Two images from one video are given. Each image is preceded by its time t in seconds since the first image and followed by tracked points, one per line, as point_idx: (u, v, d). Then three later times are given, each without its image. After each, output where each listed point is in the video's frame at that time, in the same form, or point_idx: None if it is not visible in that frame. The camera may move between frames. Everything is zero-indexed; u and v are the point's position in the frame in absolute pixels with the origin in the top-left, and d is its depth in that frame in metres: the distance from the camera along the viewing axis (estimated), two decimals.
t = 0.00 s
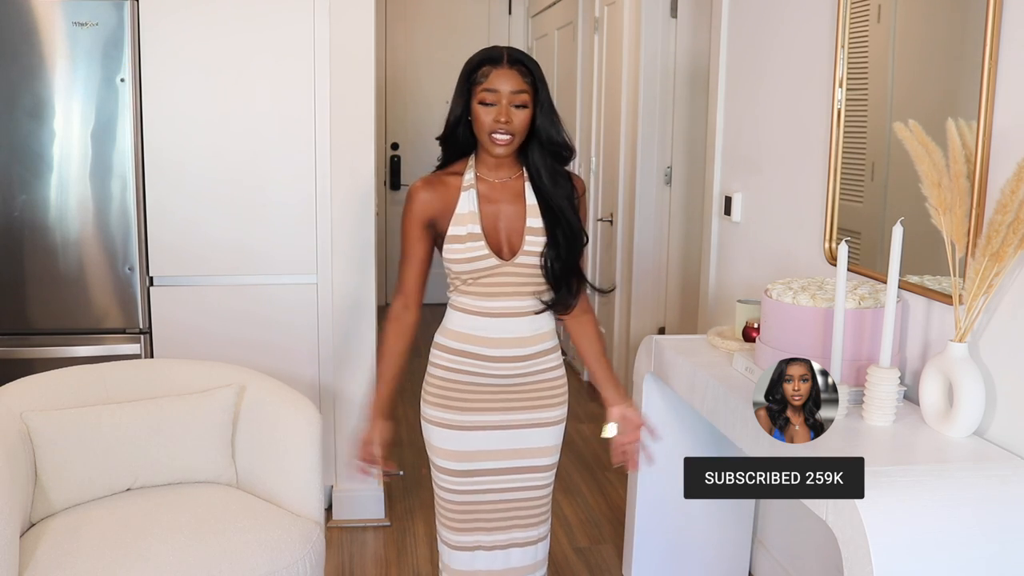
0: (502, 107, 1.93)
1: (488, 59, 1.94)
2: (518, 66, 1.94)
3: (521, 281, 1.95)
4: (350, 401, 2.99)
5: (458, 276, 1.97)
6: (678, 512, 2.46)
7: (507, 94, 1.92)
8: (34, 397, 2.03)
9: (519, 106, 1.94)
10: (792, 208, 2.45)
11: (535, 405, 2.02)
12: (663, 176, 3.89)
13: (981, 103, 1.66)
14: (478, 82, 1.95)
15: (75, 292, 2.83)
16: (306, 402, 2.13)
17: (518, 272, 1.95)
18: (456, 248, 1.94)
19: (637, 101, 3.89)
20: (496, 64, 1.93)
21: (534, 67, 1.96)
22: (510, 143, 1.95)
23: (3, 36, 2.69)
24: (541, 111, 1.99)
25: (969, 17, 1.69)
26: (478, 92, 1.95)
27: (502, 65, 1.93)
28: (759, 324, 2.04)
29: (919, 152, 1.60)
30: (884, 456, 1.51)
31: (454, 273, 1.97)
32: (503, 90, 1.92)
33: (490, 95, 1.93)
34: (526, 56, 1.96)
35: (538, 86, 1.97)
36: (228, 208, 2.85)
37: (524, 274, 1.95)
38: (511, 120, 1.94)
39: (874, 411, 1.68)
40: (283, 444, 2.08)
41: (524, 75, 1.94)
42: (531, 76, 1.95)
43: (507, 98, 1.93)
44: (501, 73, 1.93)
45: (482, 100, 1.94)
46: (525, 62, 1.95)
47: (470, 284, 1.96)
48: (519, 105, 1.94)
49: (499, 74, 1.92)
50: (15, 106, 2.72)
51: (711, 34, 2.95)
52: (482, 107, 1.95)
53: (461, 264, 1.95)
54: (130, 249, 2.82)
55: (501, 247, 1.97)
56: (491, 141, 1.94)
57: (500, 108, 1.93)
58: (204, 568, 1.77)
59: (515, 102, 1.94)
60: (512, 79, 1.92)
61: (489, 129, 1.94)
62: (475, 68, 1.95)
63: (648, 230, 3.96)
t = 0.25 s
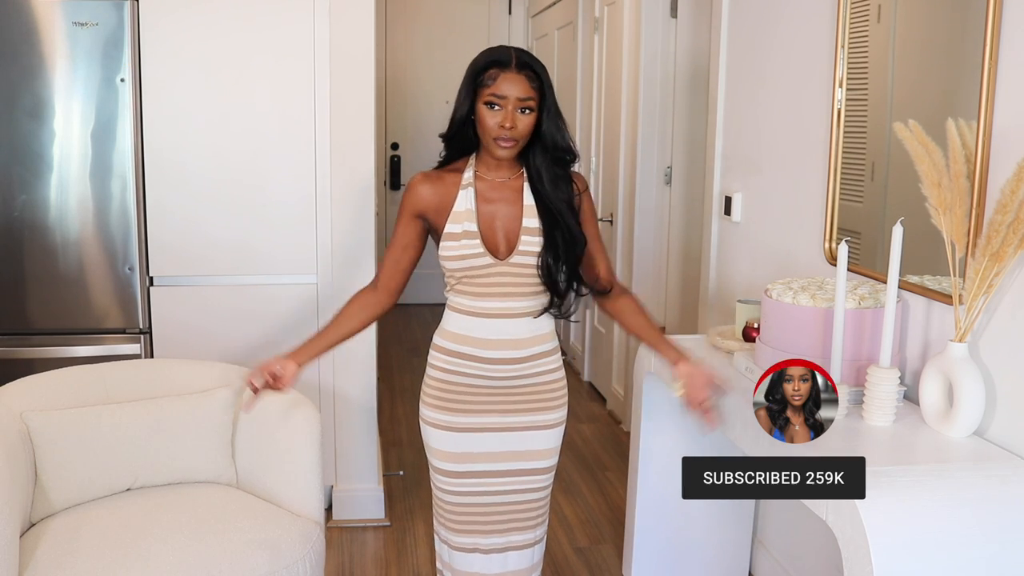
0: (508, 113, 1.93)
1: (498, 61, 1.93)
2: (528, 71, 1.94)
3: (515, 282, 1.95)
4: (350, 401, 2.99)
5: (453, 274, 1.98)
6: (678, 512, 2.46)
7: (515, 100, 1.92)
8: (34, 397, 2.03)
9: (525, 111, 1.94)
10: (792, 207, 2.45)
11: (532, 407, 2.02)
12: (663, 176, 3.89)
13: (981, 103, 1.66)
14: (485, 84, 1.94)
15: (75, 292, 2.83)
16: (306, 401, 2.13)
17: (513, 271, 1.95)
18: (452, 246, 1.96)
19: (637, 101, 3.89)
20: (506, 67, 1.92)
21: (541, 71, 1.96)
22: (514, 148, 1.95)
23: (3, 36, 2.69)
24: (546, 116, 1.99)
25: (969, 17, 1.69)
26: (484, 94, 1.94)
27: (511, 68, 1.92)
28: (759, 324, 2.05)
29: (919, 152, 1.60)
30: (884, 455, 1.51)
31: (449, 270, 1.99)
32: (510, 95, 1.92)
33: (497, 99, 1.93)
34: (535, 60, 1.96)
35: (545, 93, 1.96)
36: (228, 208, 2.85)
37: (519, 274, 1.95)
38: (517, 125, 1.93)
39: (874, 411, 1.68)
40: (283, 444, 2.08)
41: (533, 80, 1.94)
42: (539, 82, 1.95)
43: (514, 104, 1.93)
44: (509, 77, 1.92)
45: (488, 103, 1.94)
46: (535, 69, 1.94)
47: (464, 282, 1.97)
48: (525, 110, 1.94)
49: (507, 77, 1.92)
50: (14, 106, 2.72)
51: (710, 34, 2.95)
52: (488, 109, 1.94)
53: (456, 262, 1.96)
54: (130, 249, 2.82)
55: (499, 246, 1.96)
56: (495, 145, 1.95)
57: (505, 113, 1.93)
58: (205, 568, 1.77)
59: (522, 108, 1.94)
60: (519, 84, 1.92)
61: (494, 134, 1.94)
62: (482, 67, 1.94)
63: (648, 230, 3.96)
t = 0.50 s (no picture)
0: (497, 92, 2.02)
1: (487, 52, 2.05)
2: (516, 56, 2.05)
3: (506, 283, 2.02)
4: (350, 401, 3.00)
5: (446, 271, 2.05)
6: (678, 511, 2.46)
7: (502, 79, 2.02)
8: (34, 397, 2.03)
9: (514, 91, 2.03)
10: (793, 207, 2.45)
11: (524, 405, 2.09)
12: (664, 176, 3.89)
13: (981, 103, 1.66)
14: (475, 70, 2.05)
15: (75, 292, 2.83)
16: (306, 401, 2.13)
17: (503, 269, 2.02)
18: (446, 242, 2.01)
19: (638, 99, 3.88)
20: (495, 53, 2.03)
21: (529, 58, 2.06)
22: (504, 129, 2.03)
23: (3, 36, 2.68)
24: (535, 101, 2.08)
25: (968, 17, 1.69)
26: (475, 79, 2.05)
27: (500, 54, 2.03)
28: (759, 324, 2.05)
29: (919, 152, 1.60)
30: (885, 456, 1.51)
31: (442, 266, 2.05)
32: (499, 75, 2.02)
33: (487, 79, 2.03)
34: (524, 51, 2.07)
35: (535, 78, 2.06)
36: (228, 208, 2.86)
37: (508, 273, 2.02)
38: (506, 102, 2.02)
39: (874, 411, 1.68)
40: (283, 443, 2.08)
41: (521, 65, 2.04)
42: (529, 66, 2.05)
43: (503, 83, 2.02)
44: (498, 60, 2.03)
45: (479, 85, 2.03)
46: (522, 56, 2.05)
47: (455, 281, 2.04)
48: (515, 88, 2.03)
49: (496, 60, 2.02)
50: (14, 107, 2.72)
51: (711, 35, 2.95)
52: (478, 91, 2.04)
53: (448, 258, 2.02)
54: (129, 249, 2.81)
55: (493, 245, 2.03)
56: (485, 130, 2.03)
57: (495, 91, 2.02)
58: (205, 568, 1.77)
59: (512, 86, 2.03)
60: (509, 65, 2.02)
61: (483, 115, 2.03)
62: (474, 58, 2.06)
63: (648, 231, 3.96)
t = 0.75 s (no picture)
0: (497, 93, 2.02)
1: (487, 53, 2.06)
2: (516, 58, 2.06)
3: (507, 283, 2.02)
4: (350, 401, 2.99)
5: (447, 271, 2.05)
6: (678, 511, 2.46)
7: (503, 80, 2.02)
8: (34, 397, 2.03)
9: (515, 92, 2.04)
10: (793, 208, 2.45)
11: (525, 406, 2.09)
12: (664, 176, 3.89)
13: (981, 102, 1.66)
14: (475, 72, 2.05)
15: (75, 291, 2.83)
16: (306, 401, 2.13)
17: (506, 268, 2.02)
18: (447, 241, 2.01)
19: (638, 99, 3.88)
20: (495, 54, 2.04)
21: (530, 60, 2.07)
22: (506, 128, 2.03)
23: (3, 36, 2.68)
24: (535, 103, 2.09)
25: (969, 17, 1.69)
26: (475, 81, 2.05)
27: (500, 55, 2.04)
28: (759, 324, 2.05)
29: (919, 152, 1.60)
30: (885, 456, 1.51)
31: (442, 266, 2.05)
32: (499, 76, 2.02)
33: (487, 80, 2.03)
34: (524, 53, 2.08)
35: (535, 79, 2.07)
36: (228, 208, 2.86)
37: (509, 273, 2.02)
38: (507, 103, 2.02)
39: (874, 411, 1.68)
40: (283, 443, 2.08)
41: (522, 66, 2.05)
42: (529, 68, 2.06)
43: (503, 84, 2.03)
44: (498, 61, 2.03)
45: (479, 86, 2.04)
46: (523, 57, 2.06)
47: (456, 282, 2.04)
48: (515, 89, 2.03)
49: (496, 61, 2.03)
50: (15, 106, 2.72)
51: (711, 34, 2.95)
52: (478, 92, 2.04)
53: (450, 259, 2.02)
54: (130, 249, 2.81)
55: (495, 244, 2.02)
56: (487, 128, 2.03)
57: (495, 92, 2.02)
58: (204, 568, 1.77)
59: (512, 87, 2.03)
60: (509, 66, 2.03)
61: (484, 115, 2.03)
62: (474, 59, 2.06)
63: (648, 231, 3.96)
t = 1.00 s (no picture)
0: (494, 93, 2.03)
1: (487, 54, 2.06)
2: (516, 59, 2.06)
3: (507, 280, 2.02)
4: (350, 401, 3.00)
5: (447, 270, 2.04)
6: (678, 512, 2.47)
7: (501, 81, 2.03)
8: (34, 397, 2.03)
9: (512, 92, 2.04)
10: (793, 208, 2.45)
11: (526, 406, 2.09)
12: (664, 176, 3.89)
13: (981, 102, 1.66)
14: (475, 72, 2.06)
15: (75, 292, 2.83)
16: (305, 401, 2.13)
17: (504, 266, 2.02)
18: (446, 240, 2.01)
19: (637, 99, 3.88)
20: (495, 55, 2.04)
21: (530, 61, 2.07)
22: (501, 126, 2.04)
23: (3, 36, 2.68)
24: (533, 105, 2.08)
25: (969, 17, 1.69)
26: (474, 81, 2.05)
27: (500, 56, 2.04)
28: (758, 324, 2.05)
29: (919, 152, 1.60)
30: (886, 457, 1.51)
31: (442, 266, 2.05)
32: (497, 76, 2.03)
33: (485, 80, 2.03)
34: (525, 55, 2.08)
35: (534, 81, 2.07)
36: (228, 208, 2.86)
37: (509, 271, 2.02)
38: (502, 103, 2.03)
39: (874, 411, 1.68)
40: (283, 443, 2.08)
41: (521, 68, 2.05)
42: (528, 70, 2.06)
43: (501, 84, 2.03)
44: (497, 62, 2.04)
45: (476, 85, 2.04)
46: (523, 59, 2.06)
47: (456, 281, 2.03)
48: (512, 90, 2.04)
49: (496, 62, 2.03)
50: (15, 107, 2.72)
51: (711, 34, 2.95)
52: (476, 92, 2.04)
53: (449, 258, 2.02)
54: (129, 249, 2.81)
55: (494, 241, 2.03)
56: (480, 127, 2.04)
57: (491, 92, 2.03)
58: (204, 568, 1.77)
59: (509, 88, 2.04)
60: (507, 67, 2.03)
61: (480, 114, 2.03)
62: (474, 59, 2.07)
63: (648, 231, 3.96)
